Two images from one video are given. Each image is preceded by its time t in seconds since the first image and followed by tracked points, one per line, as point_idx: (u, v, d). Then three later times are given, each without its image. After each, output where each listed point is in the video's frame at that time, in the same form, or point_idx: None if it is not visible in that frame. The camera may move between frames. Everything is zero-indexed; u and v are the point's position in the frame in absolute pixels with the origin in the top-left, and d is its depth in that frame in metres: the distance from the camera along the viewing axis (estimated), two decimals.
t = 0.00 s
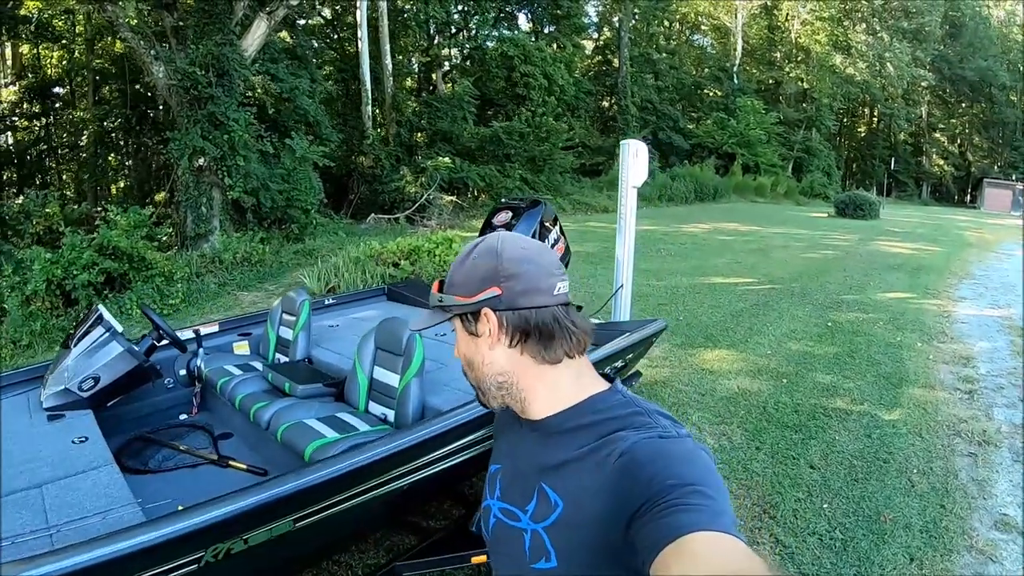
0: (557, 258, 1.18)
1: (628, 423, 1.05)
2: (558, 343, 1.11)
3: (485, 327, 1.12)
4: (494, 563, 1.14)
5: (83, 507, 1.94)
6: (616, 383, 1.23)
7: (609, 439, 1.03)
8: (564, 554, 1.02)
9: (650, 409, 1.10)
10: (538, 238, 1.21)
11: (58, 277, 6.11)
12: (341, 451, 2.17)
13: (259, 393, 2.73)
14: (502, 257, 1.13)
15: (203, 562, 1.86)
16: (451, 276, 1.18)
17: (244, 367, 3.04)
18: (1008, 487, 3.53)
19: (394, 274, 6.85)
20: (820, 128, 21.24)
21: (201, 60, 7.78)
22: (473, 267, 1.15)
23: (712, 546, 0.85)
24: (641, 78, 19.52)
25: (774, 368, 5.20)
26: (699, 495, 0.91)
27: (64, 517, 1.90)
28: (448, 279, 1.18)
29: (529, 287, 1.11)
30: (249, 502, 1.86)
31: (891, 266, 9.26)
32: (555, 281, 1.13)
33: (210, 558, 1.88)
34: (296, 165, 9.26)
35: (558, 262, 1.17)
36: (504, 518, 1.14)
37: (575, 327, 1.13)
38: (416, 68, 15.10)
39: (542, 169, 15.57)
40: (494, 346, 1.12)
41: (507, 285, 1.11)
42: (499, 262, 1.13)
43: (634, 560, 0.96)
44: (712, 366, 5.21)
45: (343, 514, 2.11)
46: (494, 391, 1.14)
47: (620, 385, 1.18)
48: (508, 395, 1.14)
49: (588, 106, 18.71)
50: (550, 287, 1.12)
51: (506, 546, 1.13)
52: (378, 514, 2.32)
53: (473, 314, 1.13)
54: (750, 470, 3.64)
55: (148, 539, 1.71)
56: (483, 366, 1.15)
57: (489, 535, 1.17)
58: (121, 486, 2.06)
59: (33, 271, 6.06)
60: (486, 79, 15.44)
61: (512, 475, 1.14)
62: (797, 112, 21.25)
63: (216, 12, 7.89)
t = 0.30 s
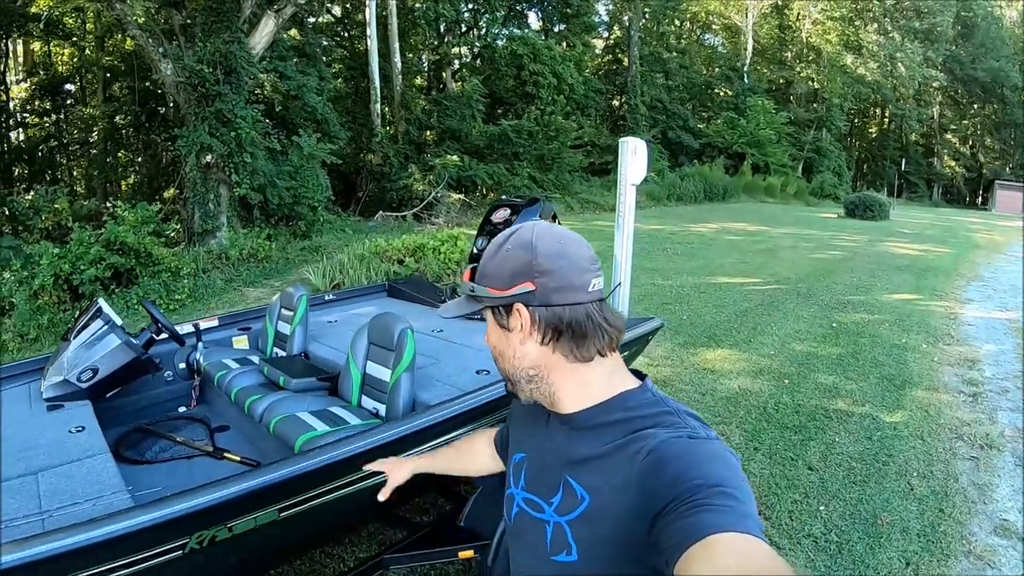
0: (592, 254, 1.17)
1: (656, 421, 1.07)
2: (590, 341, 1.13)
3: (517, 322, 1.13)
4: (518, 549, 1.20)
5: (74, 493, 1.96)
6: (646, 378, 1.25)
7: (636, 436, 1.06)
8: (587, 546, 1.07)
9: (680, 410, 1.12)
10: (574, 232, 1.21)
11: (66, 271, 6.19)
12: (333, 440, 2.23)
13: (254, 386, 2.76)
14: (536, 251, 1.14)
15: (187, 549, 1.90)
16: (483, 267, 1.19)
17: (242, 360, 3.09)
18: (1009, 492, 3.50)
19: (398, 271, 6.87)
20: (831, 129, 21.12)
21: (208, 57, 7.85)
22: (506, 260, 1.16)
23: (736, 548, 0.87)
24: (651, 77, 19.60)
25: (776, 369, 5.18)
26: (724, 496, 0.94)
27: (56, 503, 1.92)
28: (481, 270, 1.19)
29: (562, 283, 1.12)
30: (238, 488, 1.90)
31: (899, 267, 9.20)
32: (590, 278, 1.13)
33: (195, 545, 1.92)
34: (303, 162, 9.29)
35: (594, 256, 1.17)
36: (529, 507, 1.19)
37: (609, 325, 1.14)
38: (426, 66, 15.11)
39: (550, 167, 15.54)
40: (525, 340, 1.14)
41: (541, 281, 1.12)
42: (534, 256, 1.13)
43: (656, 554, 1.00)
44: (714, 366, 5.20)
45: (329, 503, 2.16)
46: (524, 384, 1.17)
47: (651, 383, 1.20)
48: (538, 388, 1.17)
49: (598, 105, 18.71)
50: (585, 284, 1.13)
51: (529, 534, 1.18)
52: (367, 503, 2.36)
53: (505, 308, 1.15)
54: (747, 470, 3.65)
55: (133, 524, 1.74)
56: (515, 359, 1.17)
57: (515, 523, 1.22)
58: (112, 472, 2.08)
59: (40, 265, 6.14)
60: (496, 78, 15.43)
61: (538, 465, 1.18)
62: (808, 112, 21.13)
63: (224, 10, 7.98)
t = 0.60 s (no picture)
0: (614, 241, 1.15)
1: (670, 419, 1.06)
2: (615, 333, 1.12)
3: (539, 312, 1.11)
4: (522, 542, 1.18)
5: (63, 488, 1.97)
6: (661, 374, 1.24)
7: (650, 434, 1.05)
8: (594, 543, 1.05)
9: (693, 408, 1.11)
10: (594, 217, 1.18)
11: (66, 268, 6.20)
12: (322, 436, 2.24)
13: (246, 381, 2.79)
14: (559, 239, 1.10)
15: (173, 543, 1.91)
16: (501, 256, 1.16)
17: (236, 356, 3.12)
18: (1007, 492, 3.49)
19: (397, 267, 6.86)
20: (834, 126, 21.03)
21: (208, 54, 7.85)
22: (527, 247, 1.12)
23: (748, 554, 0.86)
24: (654, 74, 19.55)
25: (774, 366, 5.18)
26: (737, 500, 0.93)
27: (46, 497, 1.94)
28: (498, 258, 1.16)
29: (586, 272, 1.09)
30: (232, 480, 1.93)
31: (901, 264, 9.18)
32: (613, 267, 1.11)
33: (180, 539, 1.93)
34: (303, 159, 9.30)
35: (616, 244, 1.15)
36: (535, 501, 1.17)
37: (632, 315, 1.12)
38: (428, 63, 15.08)
39: (552, 164, 15.50)
40: (547, 332, 1.12)
41: (565, 270, 1.09)
42: (557, 244, 1.10)
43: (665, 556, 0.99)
44: (711, 364, 5.20)
45: (319, 498, 2.19)
46: (541, 376, 1.15)
47: (665, 379, 1.18)
48: (553, 381, 1.15)
49: (601, 101, 18.68)
50: (608, 273, 1.10)
51: (535, 527, 1.16)
52: (359, 499, 2.38)
53: (526, 298, 1.12)
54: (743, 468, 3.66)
55: (126, 515, 1.77)
56: (533, 351, 1.15)
57: (520, 514, 1.21)
58: (102, 467, 2.09)
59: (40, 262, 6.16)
60: (498, 74, 15.38)
61: (547, 458, 1.16)
62: (810, 108, 21.06)
63: (223, 7, 7.98)
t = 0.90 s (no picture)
0: (614, 247, 1.22)
1: (664, 427, 1.11)
2: (611, 337, 1.18)
3: (538, 313, 1.17)
4: (512, 546, 1.22)
5: (50, 499, 1.94)
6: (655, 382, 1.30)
7: (643, 439, 1.10)
8: (585, 547, 1.10)
9: (687, 417, 1.17)
10: (596, 223, 1.25)
11: (64, 271, 6.18)
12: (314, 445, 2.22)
13: (239, 388, 2.77)
14: (562, 242, 1.17)
15: (160, 557, 1.88)
16: (504, 256, 1.22)
17: (230, 361, 3.10)
18: (1013, 496, 3.45)
19: (397, 268, 6.81)
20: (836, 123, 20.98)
21: (207, 55, 7.83)
22: (530, 248, 1.18)
23: (737, 557, 0.91)
24: (655, 72, 19.50)
25: (777, 368, 5.13)
26: (728, 505, 0.98)
27: (34, 509, 1.91)
28: (500, 258, 1.22)
29: (585, 275, 1.16)
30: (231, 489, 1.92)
31: (903, 263, 9.12)
32: (613, 271, 1.18)
33: (167, 553, 1.89)
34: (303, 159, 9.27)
35: (615, 250, 1.21)
36: (526, 505, 1.22)
37: (629, 320, 1.19)
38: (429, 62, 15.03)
39: (554, 163, 15.42)
40: (545, 332, 1.18)
41: (566, 272, 1.15)
42: (560, 246, 1.16)
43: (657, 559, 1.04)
44: (713, 365, 5.15)
45: (314, 508, 2.15)
46: (537, 378, 1.20)
47: (659, 388, 1.24)
48: (549, 383, 1.21)
49: (602, 100, 18.63)
50: (608, 278, 1.17)
51: (525, 531, 1.21)
52: (353, 509, 2.35)
53: (526, 298, 1.19)
54: (745, 472, 3.63)
55: (123, 525, 1.76)
56: (531, 350, 1.21)
57: (510, 519, 1.25)
58: (91, 478, 2.06)
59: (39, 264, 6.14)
60: (498, 73, 15.32)
61: (540, 462, 1.21)
62: (812, 106, 20.96)
63: (221, 7, 7.93)
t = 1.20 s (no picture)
0: (594, 252, 1.16)
1: (647, 432, 1.08)
2: (590, 342, 1.13)
3: (517, 321, 1.12)
4: (492, 548, 1.18)
5: (32, 516, 1.97)
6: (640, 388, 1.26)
7: (626, 444, 1.07)
8: (566, 553, 1.07)
9: (669, 423, 1.14)
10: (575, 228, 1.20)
11: (67, 274, 6.11)
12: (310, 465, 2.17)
13: (237, 400, 2.83)
14: (539, 248, 1.12)
15: None
16: (482, 264, 1.17)
17: (228, 370, 3.22)
18: None
19: (404, 270, 6.70)
20: (845, 121, 20.02)
21: (210, 55, 7.75)
22: (507, 256, 1.14)
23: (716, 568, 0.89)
24: (661, 70, 19.46)
25: (792, 372, 5.00)
26: (710, 514, 0.96)
27: (19, 531, 1.92)
28: (480, 265, 1.17)
29: (564, 281, 1.10)
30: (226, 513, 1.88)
31: (916, 263, 8.96)
32: (592, 277, 1.12)
33: None
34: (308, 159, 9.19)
35: (595, 253, 1.16)
36: (507, 507, 1.18)
37: (608, 326, 1.14)
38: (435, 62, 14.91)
39: (561, 163, 15.28)
40: (524, 340, 1.13)
41: (543, 279, 1.10)
42: (536, 254, 1.12)
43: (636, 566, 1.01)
44: (727, 369, 5.03)
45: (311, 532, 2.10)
46: (520, 385, 1.15)
47: (642, 394, 1.21)
48: (531, 389, 1.16)
49: (609, 99, 18.50)
50: (587, 283, 1.12)
51: (504, 534, 1.17)
52: (357, 526, 2.26)
53: (504, 306, 1.14)
54: (763, 482, 3.51)
55: (106, 555, 1.72)
56: (511, 358, 1.16)
57: (490, 519, 1.22)
58: (76, 495, 2.09)
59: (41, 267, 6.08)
60: (506, 73, 15.22)
61: (521, 464, 1.17)
62: (820, 104, 20.82)
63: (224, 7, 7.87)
